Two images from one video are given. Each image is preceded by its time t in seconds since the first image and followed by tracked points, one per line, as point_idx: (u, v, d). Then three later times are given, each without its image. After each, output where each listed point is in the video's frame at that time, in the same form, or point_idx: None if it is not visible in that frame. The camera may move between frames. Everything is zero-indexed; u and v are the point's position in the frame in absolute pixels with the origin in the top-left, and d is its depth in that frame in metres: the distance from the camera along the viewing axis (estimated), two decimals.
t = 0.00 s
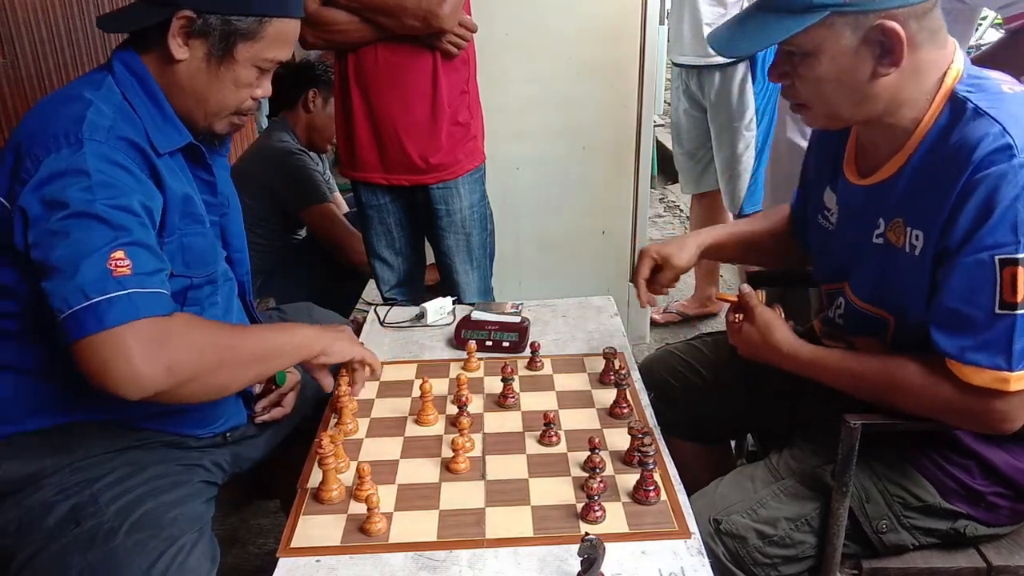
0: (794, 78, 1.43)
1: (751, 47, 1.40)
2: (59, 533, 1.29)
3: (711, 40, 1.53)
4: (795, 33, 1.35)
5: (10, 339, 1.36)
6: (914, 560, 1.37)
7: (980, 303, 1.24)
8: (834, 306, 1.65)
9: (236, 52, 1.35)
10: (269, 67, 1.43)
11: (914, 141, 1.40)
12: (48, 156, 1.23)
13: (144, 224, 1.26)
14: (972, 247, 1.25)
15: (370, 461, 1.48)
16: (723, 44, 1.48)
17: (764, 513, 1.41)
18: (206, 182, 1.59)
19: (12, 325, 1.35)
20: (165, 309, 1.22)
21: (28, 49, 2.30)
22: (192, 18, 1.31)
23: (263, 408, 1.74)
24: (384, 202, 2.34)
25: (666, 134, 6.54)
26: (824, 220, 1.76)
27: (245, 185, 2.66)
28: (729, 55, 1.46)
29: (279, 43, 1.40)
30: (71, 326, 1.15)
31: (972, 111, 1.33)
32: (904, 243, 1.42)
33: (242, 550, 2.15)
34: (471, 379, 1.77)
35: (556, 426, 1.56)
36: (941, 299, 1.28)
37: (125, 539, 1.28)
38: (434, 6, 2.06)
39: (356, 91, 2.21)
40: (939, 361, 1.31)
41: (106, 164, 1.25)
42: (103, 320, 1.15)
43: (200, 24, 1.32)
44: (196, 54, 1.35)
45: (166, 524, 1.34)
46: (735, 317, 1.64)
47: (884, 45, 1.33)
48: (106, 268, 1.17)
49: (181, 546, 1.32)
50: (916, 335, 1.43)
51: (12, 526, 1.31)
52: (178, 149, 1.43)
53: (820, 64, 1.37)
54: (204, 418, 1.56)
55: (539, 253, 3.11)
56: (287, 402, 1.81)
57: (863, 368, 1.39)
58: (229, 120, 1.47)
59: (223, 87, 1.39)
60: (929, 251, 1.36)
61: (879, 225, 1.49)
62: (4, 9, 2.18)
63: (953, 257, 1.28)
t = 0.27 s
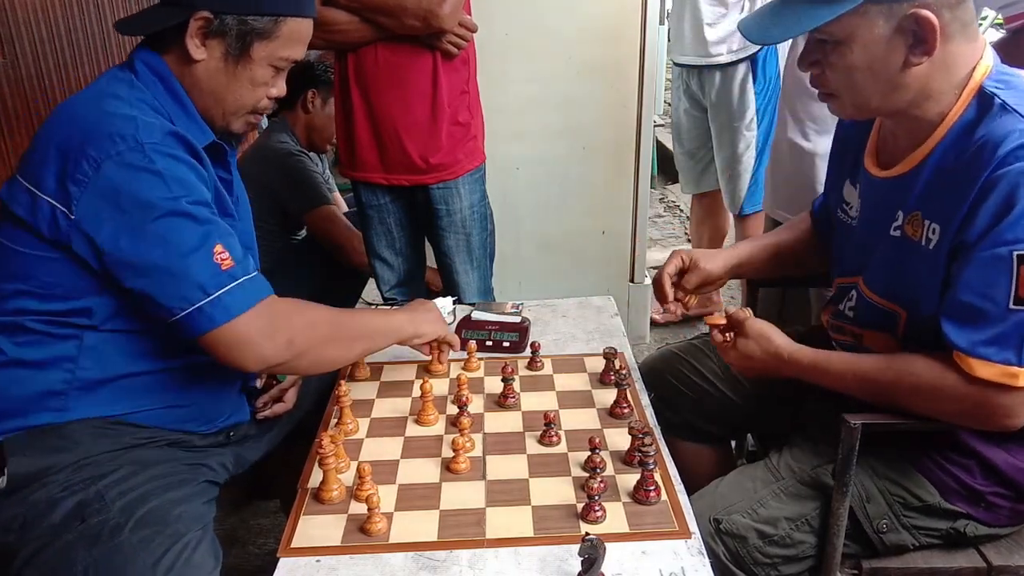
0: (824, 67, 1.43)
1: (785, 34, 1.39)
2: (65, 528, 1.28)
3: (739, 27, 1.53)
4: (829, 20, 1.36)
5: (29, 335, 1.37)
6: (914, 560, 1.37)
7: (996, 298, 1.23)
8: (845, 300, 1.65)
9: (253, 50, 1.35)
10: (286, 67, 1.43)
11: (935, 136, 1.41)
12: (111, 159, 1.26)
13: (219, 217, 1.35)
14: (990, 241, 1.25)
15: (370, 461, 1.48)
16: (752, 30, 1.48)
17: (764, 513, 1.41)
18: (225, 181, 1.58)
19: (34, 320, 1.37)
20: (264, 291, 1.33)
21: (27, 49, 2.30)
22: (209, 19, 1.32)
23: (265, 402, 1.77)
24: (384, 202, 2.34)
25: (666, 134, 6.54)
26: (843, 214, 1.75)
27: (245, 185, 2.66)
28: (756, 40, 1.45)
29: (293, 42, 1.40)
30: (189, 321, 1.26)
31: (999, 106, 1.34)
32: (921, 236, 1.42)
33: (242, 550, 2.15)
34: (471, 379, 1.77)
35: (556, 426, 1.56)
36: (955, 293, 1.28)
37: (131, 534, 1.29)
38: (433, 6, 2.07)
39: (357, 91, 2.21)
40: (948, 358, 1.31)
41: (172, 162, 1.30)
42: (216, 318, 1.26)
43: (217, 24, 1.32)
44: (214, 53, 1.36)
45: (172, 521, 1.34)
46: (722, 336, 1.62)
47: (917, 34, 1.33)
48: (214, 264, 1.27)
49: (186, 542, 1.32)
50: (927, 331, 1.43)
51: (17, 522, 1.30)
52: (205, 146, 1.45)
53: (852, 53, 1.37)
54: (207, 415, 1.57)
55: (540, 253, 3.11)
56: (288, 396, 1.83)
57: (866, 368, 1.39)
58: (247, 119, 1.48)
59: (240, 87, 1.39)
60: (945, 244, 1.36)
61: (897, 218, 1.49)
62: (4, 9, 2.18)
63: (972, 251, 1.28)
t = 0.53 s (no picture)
0: (830, 71, 1.42)
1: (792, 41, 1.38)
2: (81, 516, 1.27)
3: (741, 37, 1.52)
4: (835, 25, 1.35)
5: (44, 327, 1.38)
6: (914, 560, 1.37)
7: (994, 297, 1.24)
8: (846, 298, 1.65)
9: (262, 45, 1.35)
10: (298, 60, 1.42)
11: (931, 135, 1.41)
12: (133, 155, 1.28)
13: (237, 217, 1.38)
14: (986, 240, 1.25)
15: (370, 461, 1.48)
16: (757, 41, 1.47)
17: (764, 513, 1.41)
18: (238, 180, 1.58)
19: (49, 313, 1.37)
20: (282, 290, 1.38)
21: (28, 49, 2.30)
22: (218, 16, 1.32)
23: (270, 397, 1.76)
24: (383, 202, 2.34)
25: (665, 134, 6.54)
26: (842, 212, 1.76)
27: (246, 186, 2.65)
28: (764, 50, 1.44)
29: (304, 34, 1.39)
30: (206, 320, 1.30)
31: (995, 105, 1.34)
32: (919, 234, 1.42)
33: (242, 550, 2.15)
34: (471, 379, 1.77)
35: (556, 426, 1.57)
36: (953, 291, 1.28)
37: (148, 524, 1.29)
38: (434, 7, 2.07)
39: (357, 91, 2.21)
40: (948, 356, 1.30)
41: (194, 160, 1.32)
42: (236, 316, 1.30)
43: (225, 21, 1.32)
44: (224, 51, 1.36)
45: (186, 513, 1.35)
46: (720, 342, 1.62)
47: (923, 32, 1.33)
48: (236, 264, 1.31)
49: (200, 535, 1.32)
50: (927, 329, 1.43)
51: (33, 510, 1.28)
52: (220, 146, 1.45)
53: (859, 55, 1.36)
54: (216, 412, 1.56)
55: (540, 253, 3.11)
56: (292, 392, 1.83)
57: (865, 371, 1.39)
58: (263, 115, 1.48)
59: (253, 82, 1.39)
60: (941, 245, 1.36)
61: (895, 216, 1.49)
62: (4, 9, 2.18)
63: (968, 249, 1.27)
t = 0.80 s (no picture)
0: (811, 87, 1.41)
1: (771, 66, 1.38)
2: (81, 517, 1.28)
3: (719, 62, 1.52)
4: (813, 47, 1.34)
5: (46, 330, 1.37)
6: (914, 560, 1.37)
7: (987, 298, 1.24)
8: (839, 304, 1.65)
9: (261, 46, 1.35)
10: (299, 60, 1.42)
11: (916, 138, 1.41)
12: (141, 161, 1.29)
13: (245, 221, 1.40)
14: (978, 242, 1.25)
15: (370, 461, 1.48)
16: (736, 67, 1.47)
17: (764, 513, 1.41)
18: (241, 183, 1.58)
19: (51, 315, 1.37)
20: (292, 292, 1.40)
21: (28, 49, 2.30)
22: (216, 17, 1.33)
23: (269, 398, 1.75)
24: (384, 202, 2.34)
25: (665, 134, 6.54)
26: (833, 217, 1.77)
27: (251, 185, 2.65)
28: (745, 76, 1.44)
29: (304, 34, 1.38)
30: (218, 325, 1.32)
31: (979, 106, 1.34)
32: (909, 238, 1.42)
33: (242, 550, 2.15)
34: (471, 379, 1.77)
35: (556, 426, 1.57)
36: (947, 294, 1.28)
37: (147, 524, 1.29)
38: (434, 7, 2.07)
39: (357, 91, 2.22)
40: (945, 360, 1.31)
41: (202, 165, 1.33)
42: (248, 319, 1.33)
43: (224, 22, 1.33)
44: (224, 53, 1.36)
45: (186, 514, 1.35)
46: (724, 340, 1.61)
47: (900, 45, 1.33)
48: (247, 268, 1.33)
49: (200, 535, 1.32)
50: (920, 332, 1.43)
51: (33, 511, 1.29)
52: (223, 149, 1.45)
53: (839, 71, 1.36)
54: (214, 415, 1.56)
55: (539, 253, 3.11)
56: (291, 395, 1.83)
57: (866, 373, 1.39)
58: (267, 118, 1.47)
59: (254, 83, 1.39)
60: (932, 249, 1.36)
61: (884, 220, 1.49)
62: (4, 9, 2.18)
63: (961, 250, 1.28)
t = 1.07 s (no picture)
0: (791, 101, 1.40)
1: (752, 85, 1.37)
2: (73, 522, 1.28)
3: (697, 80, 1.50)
4: (791, 64, 1.34)
5: (43, 334, 1.37)
6: (914, 560, 1.37)
7: (975, 302, 1.24)
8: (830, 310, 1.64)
9: (257, 47, 1.35)
10: (296, 61, 1.42)
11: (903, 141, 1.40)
12: (135, 166, 1.29)
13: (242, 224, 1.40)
14: (963, 247, 1.25)
15: (370, 461, 1.48)
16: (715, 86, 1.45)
17: (763, 513, 1.41)
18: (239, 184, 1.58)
19: (46, 319, 1.37)
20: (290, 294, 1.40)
21: (28, 49, 2.30)
22: (211, 19, 1.32)
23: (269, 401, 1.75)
24: (383, 202, 2.34)
25: (665, 134, 6.54)
26: (824, 224, 1.76)
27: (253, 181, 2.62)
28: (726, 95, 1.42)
29: (300, 33, 1.39)
30: (216, 328, 1.33)
31: (959, 110, 1.34)
32: (897, 244, 1.42)
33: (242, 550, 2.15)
34: (471, 378, 1.77)
35: (556, 426, 1.57)
36: (936, 300, 1.28)
37: (138, 530, 1.28)
38: (434, 7, 2.07)
39: (358, 91, 2.22)
40: (939, 362, 1.31)
41: (197, 169, 1.33)
42: (246, 323, 1.33)
43: (219, 23, 1.32)
44: (219, 54, 1.36)
45: (179, 518, 1.34)
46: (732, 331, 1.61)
47: (878, 56, 1.32)
48: (245, 271, 1.33)
49: (193, 539, 1.32)
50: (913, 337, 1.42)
51: (27, 515, 1.29)
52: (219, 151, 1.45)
53: (818, 85, 1.35)
54: (212, 417, 1.57)
55: (540, 254, 3.11)
56: (291, 398, 1.81)
57: (865, 370, 1.39)
58: (264, 118, 1.47)
59: (250, 85, 1.39)
60: (920, 253, 1.36)
61: (871, 226, 1.49)
62: (4, 9, 2.18)
63: (946, 257, 1.28)
